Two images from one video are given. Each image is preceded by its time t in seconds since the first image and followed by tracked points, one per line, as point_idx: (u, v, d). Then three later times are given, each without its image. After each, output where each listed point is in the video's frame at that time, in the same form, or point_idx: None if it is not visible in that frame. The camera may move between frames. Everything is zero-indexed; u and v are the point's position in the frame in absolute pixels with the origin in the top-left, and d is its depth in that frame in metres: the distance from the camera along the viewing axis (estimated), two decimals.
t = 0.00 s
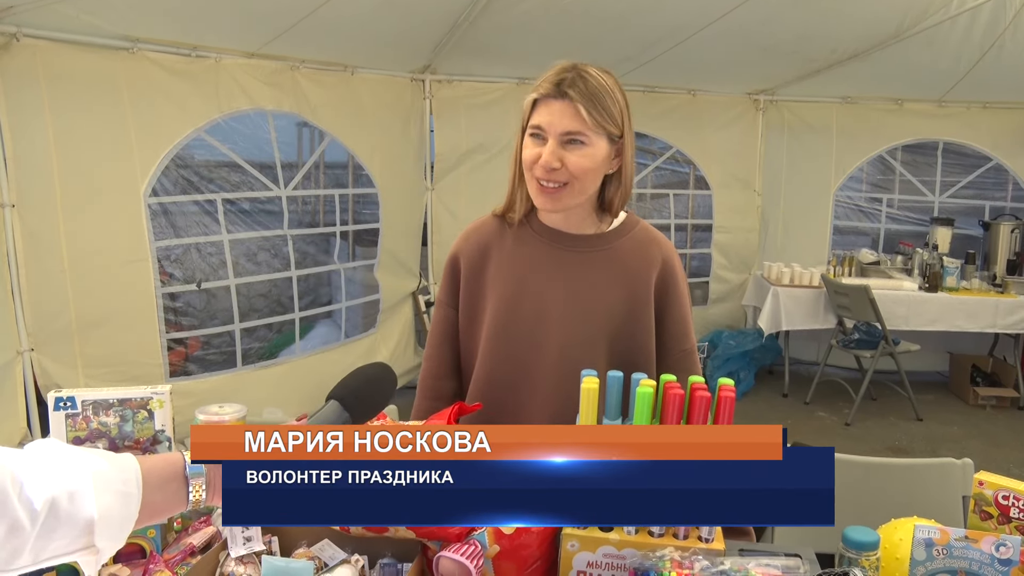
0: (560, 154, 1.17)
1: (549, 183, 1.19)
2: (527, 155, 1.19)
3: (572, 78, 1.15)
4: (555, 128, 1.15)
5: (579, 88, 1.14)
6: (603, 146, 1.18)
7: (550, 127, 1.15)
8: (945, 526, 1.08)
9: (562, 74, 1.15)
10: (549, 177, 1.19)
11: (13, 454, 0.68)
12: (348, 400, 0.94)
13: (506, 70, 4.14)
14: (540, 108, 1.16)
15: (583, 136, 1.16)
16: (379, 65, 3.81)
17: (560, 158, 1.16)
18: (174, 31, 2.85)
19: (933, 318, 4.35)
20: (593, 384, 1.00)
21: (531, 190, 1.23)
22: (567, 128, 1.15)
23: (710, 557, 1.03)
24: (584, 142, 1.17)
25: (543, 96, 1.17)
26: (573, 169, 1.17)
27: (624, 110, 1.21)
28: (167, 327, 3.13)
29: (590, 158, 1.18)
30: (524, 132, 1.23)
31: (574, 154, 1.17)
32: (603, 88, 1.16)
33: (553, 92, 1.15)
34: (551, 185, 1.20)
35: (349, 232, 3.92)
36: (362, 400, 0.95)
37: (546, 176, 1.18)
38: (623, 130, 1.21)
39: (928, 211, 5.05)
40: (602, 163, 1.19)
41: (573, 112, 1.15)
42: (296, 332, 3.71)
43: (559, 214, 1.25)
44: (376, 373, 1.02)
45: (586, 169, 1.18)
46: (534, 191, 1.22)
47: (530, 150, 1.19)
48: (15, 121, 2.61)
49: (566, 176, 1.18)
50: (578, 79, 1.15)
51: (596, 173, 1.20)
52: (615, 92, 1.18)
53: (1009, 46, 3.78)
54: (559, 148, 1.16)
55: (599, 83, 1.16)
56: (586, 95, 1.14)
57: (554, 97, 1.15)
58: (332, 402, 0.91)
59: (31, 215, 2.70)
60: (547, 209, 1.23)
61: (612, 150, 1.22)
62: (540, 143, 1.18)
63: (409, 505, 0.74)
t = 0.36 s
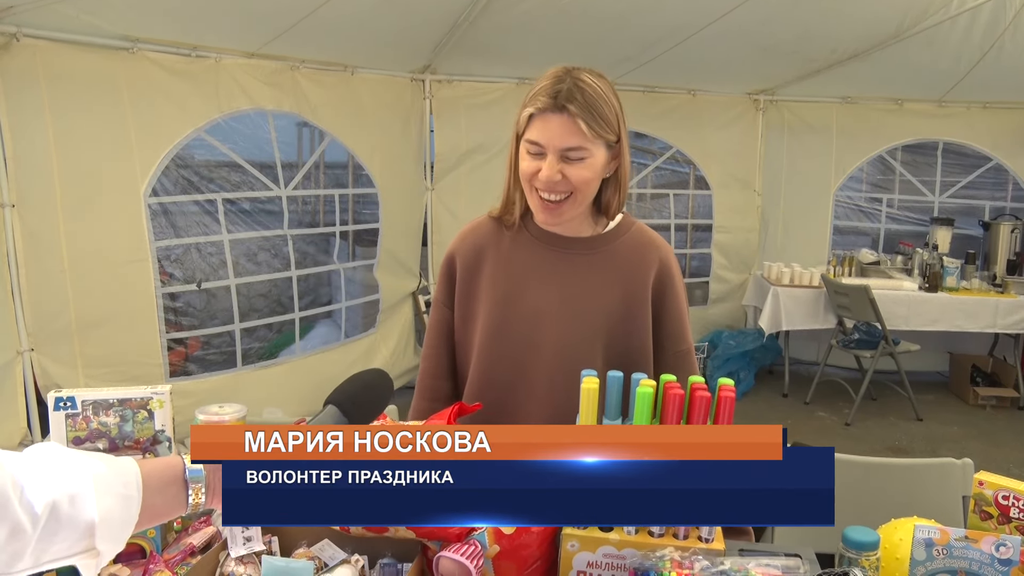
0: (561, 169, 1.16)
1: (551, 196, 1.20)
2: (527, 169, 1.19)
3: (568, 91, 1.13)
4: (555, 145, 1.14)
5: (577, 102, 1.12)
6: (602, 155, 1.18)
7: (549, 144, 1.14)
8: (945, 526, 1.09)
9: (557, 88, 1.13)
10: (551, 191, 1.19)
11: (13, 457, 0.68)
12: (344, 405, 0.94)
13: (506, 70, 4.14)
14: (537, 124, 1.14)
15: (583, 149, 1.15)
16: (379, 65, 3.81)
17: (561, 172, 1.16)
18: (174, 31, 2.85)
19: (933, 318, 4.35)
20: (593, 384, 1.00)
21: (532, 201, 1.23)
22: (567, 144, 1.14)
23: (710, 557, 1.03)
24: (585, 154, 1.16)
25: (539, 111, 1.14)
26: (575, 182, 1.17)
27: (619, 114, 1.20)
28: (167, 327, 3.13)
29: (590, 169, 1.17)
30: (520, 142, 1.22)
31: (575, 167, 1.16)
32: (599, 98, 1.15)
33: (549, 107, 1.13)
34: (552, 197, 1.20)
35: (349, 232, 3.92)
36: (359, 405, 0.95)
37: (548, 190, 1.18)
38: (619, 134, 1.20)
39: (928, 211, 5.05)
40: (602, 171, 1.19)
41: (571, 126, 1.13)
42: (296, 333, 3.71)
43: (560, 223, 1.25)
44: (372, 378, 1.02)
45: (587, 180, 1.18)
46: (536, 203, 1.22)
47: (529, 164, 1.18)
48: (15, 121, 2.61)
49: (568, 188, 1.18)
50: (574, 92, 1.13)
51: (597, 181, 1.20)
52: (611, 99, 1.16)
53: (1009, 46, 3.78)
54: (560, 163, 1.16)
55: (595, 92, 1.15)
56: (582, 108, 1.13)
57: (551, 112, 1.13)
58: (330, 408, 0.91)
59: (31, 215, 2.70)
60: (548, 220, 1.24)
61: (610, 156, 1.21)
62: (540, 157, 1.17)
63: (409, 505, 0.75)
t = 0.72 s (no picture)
0: (551, 168, 1.16)
1: (540, 196, 1.19)
2: (516, 168, 1.19)
3: (561, 91, 1.14)
4: (545, 144, 1.14)
5: (570, 103, 1.13)
6: (592, 157, 1.18)
7: (540, 143, 1.15)
8: (945, 527, 1.09)
9: (549, 88, 1.13)
10: (540, 190, 1.19)
11: (11, 456, 0.68)
12: (343, 407, 0.94)
13: (506, 71, 4.14)
14: (529, 122, 1.15)
15: (574, 149, 1.16)
16: (379, 65, 3.81)
17: (551, 172, 1.16)
18: (174, 32, 2.85)
19: (934, 318, 4.35)
20: (593, 385, 1.00)
21: (522, 201, 1.22)
22: (558, 144, 1.14)
23: (710, 557, 1.03)
24: (575, 155, 1.16)
25: (531, 110, 1.15)
26: (564, 182, 1.17)
27: (611, 118, 1.20)
28: (167, 327, 3.14)
29: (580, 171, 1.17)
30: (511, 142, 1.22)
31: (565, 167, 1.17)
32: (592, 100, 1.15)
33: (541, 107, 1.14)
34: (541, 197, 1.20)
35: (349, 232, 3.92)
36: (356, 407, 0.95)
37: (537, 190, 1.18)
38: (610, 138, 1.21)
39: (929, 211, 5.05)
40: (591, 172, 1.19)
41: (563, 126, 1.14)
42: (296, 333, 3.71)
43: (548, 225, 1.25)
44: (369, 378, 1.02)
45: (577, 182, 1.18)
46: (524, 203, 1.22)
47: (519, 164, 1.18)
48: (14, 121, 2.61)
49: (558, 188, 1.18)
50: (567, 92, 1.14)
51: (587, 183, 1.20)
52: (602, 102, 1.17)
53: (1009, 46, 3.78)
54: (550, 163, 1.16)
55: (588, 94, 1.15)
56: (575, 108, 1.13)
57: (543, 112, 1.14)
58: (327, 409, 0.92)
59: (31, 215, 2.70)
60: (536, 220, 1.23)
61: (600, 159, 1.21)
62: (530, 157, 1.18)
63: (410, 504, 0.75)
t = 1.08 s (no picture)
0: (557, 123, 1.22)
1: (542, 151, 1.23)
2: (523, 125, 1.24)
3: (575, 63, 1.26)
4: (556, 98, 1.22)
5: (583, 68, 1.24)
6: (596, 128, 1.25)
7: (550, 98, 1.22)
8: (947, 528, 1.09)
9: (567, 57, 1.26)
10: (543, 145, 1.23)
11: (13, 457, 0.68)
12: (345, 404, 0.94)
13: (507, 72, 4.15)
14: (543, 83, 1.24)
15: (580, 111, 1.23)
16: (380, 67, 3.81)
17: (556, 126, 1.22)
18: (175, 33, 2.85)
19: (935, 319, 4.35)
20: (593, 386, 1.00)
21: (523, 165, 1.26)
22: (567, 100, 1.22)
23: (711, 558, 1.03)
24: (581, 118, 1.23)
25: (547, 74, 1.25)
26: (568, 138, 1.21)
27: (617, 111, 1.29)
28: (168, 328, 3.14)
29: (584, 134, 1.23)
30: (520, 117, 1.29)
31: (570, 125, 1.22)
32: (601, 81, 1.26)
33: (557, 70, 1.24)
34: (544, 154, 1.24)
35: (349, 233, 3.92)
36: (358, 404, 0.96)
37: (540, 141, 1.22)
38: (614, 128, 1.29)
39: (930, 212, 5.05)
40: (594, 143, 1.25)
41: (573, 88, 1.23)
42: (297, 334, 3.71)
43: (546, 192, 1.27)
44: (372, 375, 1.03)
45: (580, 143, 1.23)
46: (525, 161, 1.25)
47: (526, 121, 1.24)
48: (15, 122, 2.62)
49: (560, 145, 1.22)
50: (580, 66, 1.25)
51: (588, 152, 1.24)
52: (611, 89, 1.28)
53: (1010, 47, 3.78)
54: (557, 117, 1.22)
55: (600, 76, 1.27)
56: (588, 77, 1.24)
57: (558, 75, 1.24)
58: (329, 407, 0.92)
59: (32, 217, 2.71)
60: (534, 182, 1.25)
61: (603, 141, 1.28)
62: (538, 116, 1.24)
63: (410, 505, 0.75)
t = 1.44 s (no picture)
0: (558, 145, 1.18)
1: (544, 172, 1.21)
2: (523, 145, 1.21)
3: (574, 72, 1.18)
4: (555, 119, 1.17)
5: (582, 82, 1.17)
6: (599, 141, 1.20)
7: (550, 118, 1.17)
8: (947, 528, 1.09)
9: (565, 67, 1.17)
10: (545, 166, 1.21)
11: (18, 454, 0.68)
12: (351, 401, 0.95)
13: (507, 72, 4.15)
14: (543, 100, 1.18)
15: (581, 129, 1.18)
16: (380, 67, 3.82)
17: (557, 149, 1.18)
18: (176, 34, 2.86)
19: (936, 318, 4.35)
20: (594, 386, 1.01)
21: (524, 180, 1.24)
22: (566, 120, 1.17)
23: (712, 558, 1.03)
24: (583, 135, 1.19)
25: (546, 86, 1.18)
26: (570, 160, 1.19)
27: (621, 111, 1.23)
28: (168, 329, 3.14)
29: (586, 151, 1.20)
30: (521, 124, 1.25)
31: (571, 146, 1.19)
32: (604, 86, 1.19)
33: (556, 84, 1.17)
34: (546, 174, 1.22)
35: (350, 233, 3.92)
36: (364, 400, 0.96)
37: (541, 165, 1.20)
38: (618, 131, 1.24)
39: (930, 212, 5.04)
40: (596, 157, 1.21)
41: (574, 105, 1.17)
42: (297, 335, 3.71)
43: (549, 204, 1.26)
44: (376, 373, 1.03)
45: (582, 161, 1.20)
46: (528, 179, 1.23)
47: (527, 140, 1.20)
48: (15, 123, 2.62)
49: (562, 166, 1.20)
50: (580, 74, 1.18)
51: (590, 167, 1.22)
52: (613, 92, 1.21)
53: (1010, 47, 3.78)
54: (558, 139, 1.18)
55: (601, 80, 1.19)
56: (589, 90, 1.17)
57: (557, 88, 1.17)
58: (337, 403, 0.92)
59: (33, 217, 2.71)
60: (538, 197, 1.25)
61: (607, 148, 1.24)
62: (538, 133, 1.20)
63: (410, 505, 0.75)
